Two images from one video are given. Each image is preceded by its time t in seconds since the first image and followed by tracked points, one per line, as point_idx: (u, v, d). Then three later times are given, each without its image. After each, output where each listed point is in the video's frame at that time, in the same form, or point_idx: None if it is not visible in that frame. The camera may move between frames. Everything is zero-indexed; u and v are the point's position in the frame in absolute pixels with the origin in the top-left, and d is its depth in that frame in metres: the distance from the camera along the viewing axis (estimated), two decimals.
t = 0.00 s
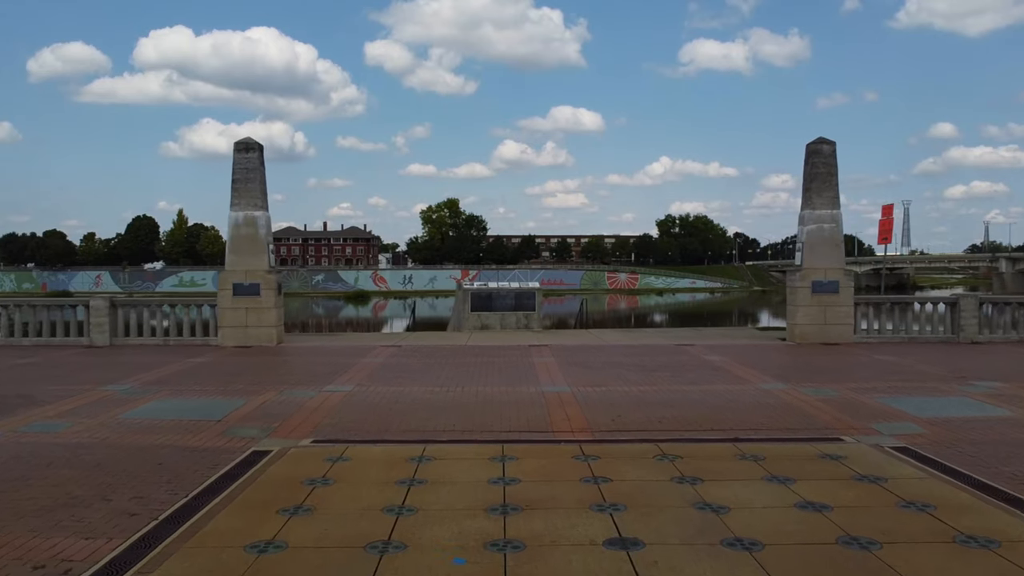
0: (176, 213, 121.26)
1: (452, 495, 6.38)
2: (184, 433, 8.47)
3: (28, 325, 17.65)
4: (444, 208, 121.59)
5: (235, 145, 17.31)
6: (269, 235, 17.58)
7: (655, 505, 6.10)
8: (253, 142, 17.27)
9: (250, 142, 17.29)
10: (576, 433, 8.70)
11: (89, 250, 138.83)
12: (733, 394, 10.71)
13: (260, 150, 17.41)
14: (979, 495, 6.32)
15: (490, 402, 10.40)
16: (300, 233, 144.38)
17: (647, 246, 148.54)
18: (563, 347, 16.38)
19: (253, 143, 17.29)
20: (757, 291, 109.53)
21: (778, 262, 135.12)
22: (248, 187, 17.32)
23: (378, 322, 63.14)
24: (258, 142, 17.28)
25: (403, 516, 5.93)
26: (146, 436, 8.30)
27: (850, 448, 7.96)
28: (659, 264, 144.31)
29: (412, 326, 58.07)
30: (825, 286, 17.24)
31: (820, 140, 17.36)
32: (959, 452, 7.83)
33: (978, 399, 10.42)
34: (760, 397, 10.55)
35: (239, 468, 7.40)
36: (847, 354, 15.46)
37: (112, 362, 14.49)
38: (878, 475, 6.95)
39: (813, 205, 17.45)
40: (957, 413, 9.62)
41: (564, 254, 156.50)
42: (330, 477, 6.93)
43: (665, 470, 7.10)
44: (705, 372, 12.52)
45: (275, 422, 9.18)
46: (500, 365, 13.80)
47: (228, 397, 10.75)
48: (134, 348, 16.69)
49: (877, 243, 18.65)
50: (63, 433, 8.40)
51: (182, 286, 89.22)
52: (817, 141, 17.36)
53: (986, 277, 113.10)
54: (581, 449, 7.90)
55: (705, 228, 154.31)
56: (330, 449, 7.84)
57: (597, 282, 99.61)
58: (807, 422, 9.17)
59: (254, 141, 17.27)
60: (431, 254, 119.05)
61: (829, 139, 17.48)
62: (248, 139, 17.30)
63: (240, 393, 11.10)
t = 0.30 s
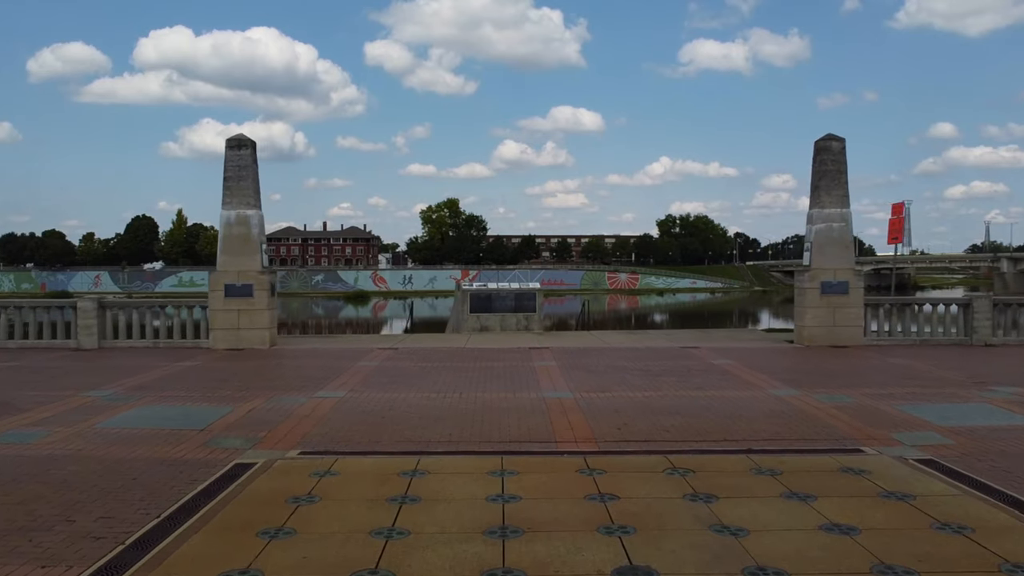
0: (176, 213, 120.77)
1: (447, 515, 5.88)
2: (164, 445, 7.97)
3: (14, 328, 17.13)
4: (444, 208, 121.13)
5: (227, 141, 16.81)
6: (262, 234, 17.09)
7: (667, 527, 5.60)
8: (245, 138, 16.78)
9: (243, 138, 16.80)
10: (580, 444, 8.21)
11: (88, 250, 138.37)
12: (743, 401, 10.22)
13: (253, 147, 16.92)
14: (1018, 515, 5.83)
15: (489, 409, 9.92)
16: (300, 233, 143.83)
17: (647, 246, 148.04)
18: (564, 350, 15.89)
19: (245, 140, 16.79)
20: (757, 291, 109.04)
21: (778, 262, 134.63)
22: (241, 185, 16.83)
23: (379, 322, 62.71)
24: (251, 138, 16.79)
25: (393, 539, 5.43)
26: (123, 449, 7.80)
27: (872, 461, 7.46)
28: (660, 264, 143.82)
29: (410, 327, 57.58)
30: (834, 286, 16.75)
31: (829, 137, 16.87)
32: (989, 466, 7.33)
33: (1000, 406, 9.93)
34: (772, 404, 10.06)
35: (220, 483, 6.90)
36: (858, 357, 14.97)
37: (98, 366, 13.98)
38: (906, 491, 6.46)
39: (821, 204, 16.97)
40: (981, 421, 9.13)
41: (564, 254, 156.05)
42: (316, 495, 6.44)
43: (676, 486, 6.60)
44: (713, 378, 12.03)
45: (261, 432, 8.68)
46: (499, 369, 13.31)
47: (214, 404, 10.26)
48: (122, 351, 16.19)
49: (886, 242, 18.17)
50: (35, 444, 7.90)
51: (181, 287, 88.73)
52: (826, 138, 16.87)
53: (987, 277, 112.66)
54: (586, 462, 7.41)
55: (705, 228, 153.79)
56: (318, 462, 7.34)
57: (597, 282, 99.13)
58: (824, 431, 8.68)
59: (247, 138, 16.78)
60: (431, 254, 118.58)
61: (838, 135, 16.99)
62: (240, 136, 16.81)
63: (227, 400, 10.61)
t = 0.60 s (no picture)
0: (175, 212, 120.22)
1: (438, 538, 5.37)
2: (138, 456, 7.47)
3: None
4: (443, 208, 120.66)
5: (217, 137, 16.29)
6: (254, 233, 16.59)
7: (678, 552, 5.10)
8: (236, 134, 16.27)
9: (233, 134, 16.29)
10: (582, 454, 7.71)
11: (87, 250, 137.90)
12: (754, 407, 9.72)
13: (244, 143, 16.41)
14: None
15: (486, 416, 9.43)
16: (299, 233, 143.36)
17: (647, 246, 147.54)
18: (565, 352, 15.39)
19: (236, 136, 16.27)
20: (758, 291, 108.64)
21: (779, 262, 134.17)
22: (231, 182, 16.32)
23: (378, 322, 62.25)
24: (242, 134, 16.28)
25: (377, 566, 4.92)
26: (94, 460, 7.29)
27: (896, 474, 6.96)
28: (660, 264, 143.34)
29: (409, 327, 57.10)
30: (843, 287, 16.25)
31: (838, 133, 16.36)
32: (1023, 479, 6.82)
33: None
34: (784, 410, 9.55)
35: (194, 499, 6.40)
36: (868, 360, 14.47)
37: (82, 369, 13.48)
38: (937, 509, 5.96)
39: (830, 201, 16.45)
40: (1006, 429, 8.62)
41: (564, 254, 155.50)
42: (297, 514, 5.93)
43: (688, 503, 6.09)
44: (721, 382, 11.52)
45: (244, 441, 8.18)
46: (498, 373, 12.81)
47: (197, 410, 9.76)
48: (109, 353, 15.68)
49: (896, 241, 17.66)
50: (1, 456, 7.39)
51: (180, 287, 88.23)
52: (834, 133, 16.36)
53: (988, 277, 112.20)
54: (589, 475, 6.90)
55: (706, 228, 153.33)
56: (302, 476, 6.84)
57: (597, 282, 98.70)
58: (841, 440, 8.17)
59: (238, 134, 16.27)
60: (431, 254, 118.08)
61: (847, 131, 16.48)
62: (231, 131, 16.30)
63: (212, 406, 10.11)
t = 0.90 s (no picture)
0: (174, 212, 119.67)
1: (426, 564, 4.88)
2: (109, 469, 6.98)
3: None
4: (443, 208, 120.17)
5: (206, 133, 15.80)
6: (245, 232, 16.09)
7: None
8: (226, 129, 15.79)
9: (223, 129, 15.81)
10: (584, 465, 7.22)
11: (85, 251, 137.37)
12: (766, 414, 9.21)
13: (234, 138, 15.92)
14: None
15: (482, 423, 8.92)
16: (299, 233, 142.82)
17: (647, 246, 147.09)
18: (565, 355, 14.89)
19: (226, 131, 15.79)
20: (759, 291, 108.12)
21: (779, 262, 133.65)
22: (221, 179, 15.82)
23: (378, 323, 61.81)
24: (232, 129, 15.79)
25: None
26: (60, 475, 6.80)
27: (924, 488, 6.46)
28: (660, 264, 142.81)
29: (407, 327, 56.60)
30: (852, 287, 15.75)
31: (847, 128, 15.87)
32: None
33: None
34: (797, 418, 9.06)
35: (164, 516, 5.90)
36: (880, 362, 13.96)
37: (63, 372, 12.98)
38: (972, 530, 5.46)
39: (839, 199, 15.95)
40: None
41: (564, 255, 155.29)
42: (274, 535, 5.43)
43: (700, 523, 5.60)
44: (728, 387, 11.02)
45: (224, 452, 7.68)
46: (495, 377, 12.32)
47: (179, 417, 9.26)
48: (94, 356, 15.18)
49: (906, 240, 17.17)
50: None
51: (179, 287, 87.72)
52: (843, 129, 15.87)
53: (989, 277, 111.68)
54: (592, 491, 6.41)
55: (706, 228, 152.88)
56: (283, 492, 6.35)
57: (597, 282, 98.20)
58: (860, 450, 7.68)
59: (227, 129, 15.79)
60: (430, 254, 117.58)
61: (856, 126, 15.98)
62: (221, 126, 15.81)
63: (194, 412, 9.60)
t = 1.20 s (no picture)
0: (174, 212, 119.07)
1: None
2: (76, 485, 6.49)
3: None
4: (443, 208, 119.71)
5: (195, 128, 15.30)
6: (235, 230, 15.59)
7: None
8: (216, 125, 15.30)
9: (213, 124, 15.32)
10: (587, 479, 6.73)
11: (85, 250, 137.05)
12: (779, 423, 8.72)
13: (224, 134, 15.44)
14: None
15: (479, 432, 8.42)
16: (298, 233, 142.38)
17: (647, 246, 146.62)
18: (566, 358, 14.40)
19: (216, 126, 15.30)
20: (760, 291, 107.72)
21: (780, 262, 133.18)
22: (210, 176, 15.32)
23: (378, 322, 61.38)
24: (222, 125, 15.31)
25: None
26: (22, 490, 6.31)
27: (955, 506, 5.96)
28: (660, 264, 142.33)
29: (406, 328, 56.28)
30: (862, 287, 15.27)
31: (857, 123, 15.38)
32: None
33: None
34: (811, 427, 8.56)
35: (129, 538, 5.41)
36: (892, 365, 13.47)
37: (45, 376, 12.50)
38: (1015, 555, 4.97)
39: (848, 196, 15.45)
40: None
41: (564, 255, 154.92)
42: (247, 561, 4.94)
43: (715, 548, 5.10)
44: (737, 392, 10.52)
45: (202, 464, 7.19)
46: (494, 381, 11.83)
47: (158, 425, 8.76)
48: (79, 359, 14.70)
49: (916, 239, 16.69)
50: None
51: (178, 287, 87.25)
52: (853, 124, 15.38)
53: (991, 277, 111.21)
54: (596, 509, 5.92)
55: (706, 228, 152.44)
56: (261, 510, 5.86)
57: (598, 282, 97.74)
58: (882, 462, 7.18)
59: (217, 124, 15.30)
60: (430, 254, 117.11)
61: (866, 121, 15.49)
62: (210, 122, 15.33)
63: (175, 419, 9.10)
